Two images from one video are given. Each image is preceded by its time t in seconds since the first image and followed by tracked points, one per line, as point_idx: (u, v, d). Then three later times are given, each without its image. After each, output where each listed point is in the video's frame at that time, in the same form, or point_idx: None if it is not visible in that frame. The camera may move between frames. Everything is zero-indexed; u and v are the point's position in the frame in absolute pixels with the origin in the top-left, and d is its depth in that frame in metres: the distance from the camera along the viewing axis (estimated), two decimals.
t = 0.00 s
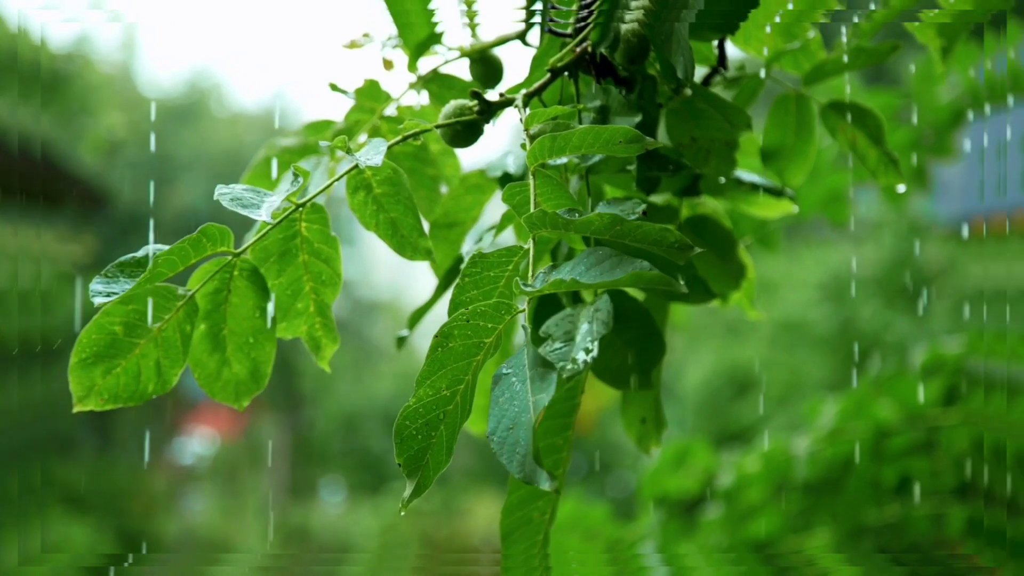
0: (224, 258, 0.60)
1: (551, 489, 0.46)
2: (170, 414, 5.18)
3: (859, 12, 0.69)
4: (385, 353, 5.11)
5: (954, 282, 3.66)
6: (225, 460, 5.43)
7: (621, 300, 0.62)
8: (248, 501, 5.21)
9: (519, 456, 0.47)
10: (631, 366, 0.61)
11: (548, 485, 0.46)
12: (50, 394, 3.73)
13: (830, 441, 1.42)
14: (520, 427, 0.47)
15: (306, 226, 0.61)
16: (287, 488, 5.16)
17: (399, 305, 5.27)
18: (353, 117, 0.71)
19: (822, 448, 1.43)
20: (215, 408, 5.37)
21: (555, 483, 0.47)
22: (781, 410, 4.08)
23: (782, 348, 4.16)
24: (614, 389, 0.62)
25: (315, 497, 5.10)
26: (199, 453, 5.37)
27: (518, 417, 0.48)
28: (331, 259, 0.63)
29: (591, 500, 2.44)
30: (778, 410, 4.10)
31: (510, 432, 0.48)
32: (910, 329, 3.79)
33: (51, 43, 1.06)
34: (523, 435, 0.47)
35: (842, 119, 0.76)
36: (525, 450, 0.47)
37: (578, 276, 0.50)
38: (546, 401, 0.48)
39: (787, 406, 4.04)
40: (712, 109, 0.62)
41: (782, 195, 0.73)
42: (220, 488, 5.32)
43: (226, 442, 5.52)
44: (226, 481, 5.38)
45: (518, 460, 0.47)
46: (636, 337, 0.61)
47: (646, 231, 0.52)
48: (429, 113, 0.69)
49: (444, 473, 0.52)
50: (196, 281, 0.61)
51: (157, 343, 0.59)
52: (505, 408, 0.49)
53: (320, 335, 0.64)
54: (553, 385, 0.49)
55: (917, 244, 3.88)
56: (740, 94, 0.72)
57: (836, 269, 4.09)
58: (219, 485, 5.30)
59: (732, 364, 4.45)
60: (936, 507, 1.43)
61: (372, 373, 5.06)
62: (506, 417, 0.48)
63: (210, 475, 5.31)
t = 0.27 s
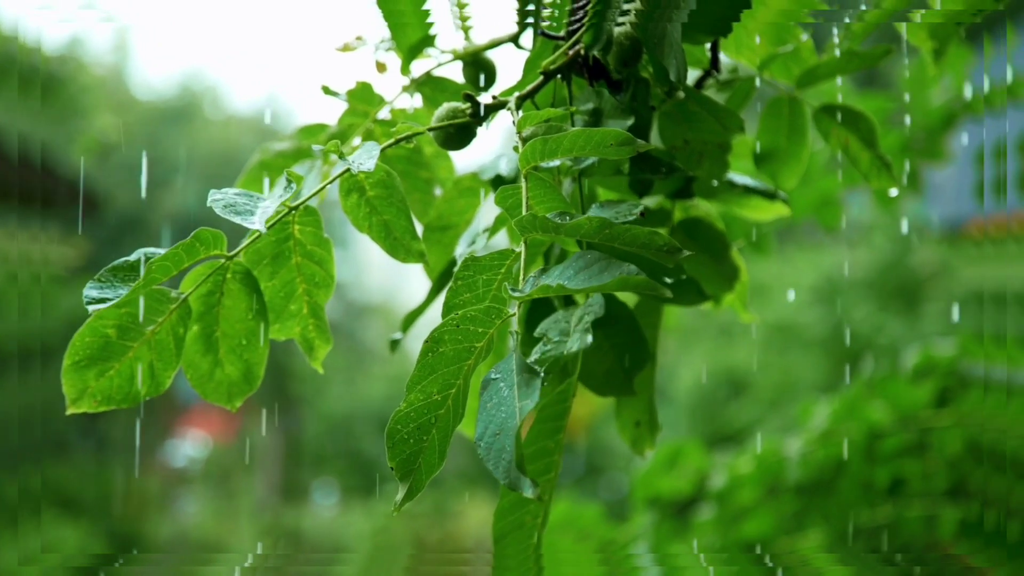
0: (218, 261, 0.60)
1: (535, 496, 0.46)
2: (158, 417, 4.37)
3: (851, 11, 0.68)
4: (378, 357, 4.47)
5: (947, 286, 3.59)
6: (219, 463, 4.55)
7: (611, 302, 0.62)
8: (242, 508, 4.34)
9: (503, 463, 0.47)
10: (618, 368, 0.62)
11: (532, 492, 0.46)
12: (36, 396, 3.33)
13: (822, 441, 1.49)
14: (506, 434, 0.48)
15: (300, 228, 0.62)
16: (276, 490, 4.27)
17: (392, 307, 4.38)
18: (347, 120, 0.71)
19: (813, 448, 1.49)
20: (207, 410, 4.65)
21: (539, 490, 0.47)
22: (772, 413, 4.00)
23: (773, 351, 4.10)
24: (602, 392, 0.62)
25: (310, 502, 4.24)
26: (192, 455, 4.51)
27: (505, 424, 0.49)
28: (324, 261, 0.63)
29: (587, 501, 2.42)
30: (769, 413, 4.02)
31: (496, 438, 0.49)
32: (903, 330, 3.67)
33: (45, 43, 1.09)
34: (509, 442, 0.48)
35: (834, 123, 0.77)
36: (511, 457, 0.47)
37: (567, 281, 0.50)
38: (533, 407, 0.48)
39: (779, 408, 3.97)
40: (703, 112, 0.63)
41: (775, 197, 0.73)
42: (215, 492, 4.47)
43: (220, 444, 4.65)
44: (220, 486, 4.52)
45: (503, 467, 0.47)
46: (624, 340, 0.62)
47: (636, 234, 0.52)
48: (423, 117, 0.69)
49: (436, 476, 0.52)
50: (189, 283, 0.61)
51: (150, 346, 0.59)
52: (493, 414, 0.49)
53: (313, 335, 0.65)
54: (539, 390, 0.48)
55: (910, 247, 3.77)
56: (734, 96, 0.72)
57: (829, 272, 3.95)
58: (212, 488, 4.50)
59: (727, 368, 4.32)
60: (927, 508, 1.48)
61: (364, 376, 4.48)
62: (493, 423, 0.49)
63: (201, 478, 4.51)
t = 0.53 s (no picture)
0: (208, 263, 0.60)
1: (528, 497, 0.46)
2: (153, 421, 4.47)
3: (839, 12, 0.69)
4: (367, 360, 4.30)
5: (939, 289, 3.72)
6: (209, 467, 4.71)
7: (604, 306, 0.62)
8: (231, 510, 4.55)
9: (496, 462, 0.47)
10: (614, 372, 0.62)
11: (524, 491, 0.46)
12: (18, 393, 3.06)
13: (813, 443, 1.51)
14: (498, 433, 0.47)
15: (290, 231, 0.62)
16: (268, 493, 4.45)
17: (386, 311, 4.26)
18: (339, 122, 0.73)
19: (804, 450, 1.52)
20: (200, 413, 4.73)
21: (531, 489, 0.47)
22: (764, 416, 4.01)
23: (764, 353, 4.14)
24: (597, 395, 0.62)
25: (301, 505, 4.36)
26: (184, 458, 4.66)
27: (497, 424, 0.48)
28: (315, 263, 0.63)
29: (578, 504, 2.43)
30: (761, 416, 4.03)
31: (488, 438, 0.48)
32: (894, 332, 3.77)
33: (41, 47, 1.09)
34: (502, 442, 0.47)
35: (825, 126, 0.77)
36: (503, 457, 0.47)
37: (560, 281, 0.50)
38: (524, 406, 0.48)
39: (770, 411, 3.99)
40: (695, 114, 0.63)
41: (766, 200, 0.74)
42: (204, 495, 4.65)
43: (211, 449, 4.78)
44: (211, 489, 4.71)
45: (496, 467, 0.47)
46: (616, 344, 0.62)
47: (628, 236, 0.52)
48: (414, 120, 0.70)
49: (425, 476, 0.52)
50: (179, 285, 0.61)
51: (140, 348, 0.60)
52: (484, 414, 0.49)
53: (304, 340, 0.64)
54: (531, 390, 0.48)
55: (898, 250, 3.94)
56: (724, 101, 0.72)
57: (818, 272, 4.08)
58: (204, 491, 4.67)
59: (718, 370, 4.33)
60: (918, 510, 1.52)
61: (356, 379, 4.38)
62: (485, 423, 0.48)
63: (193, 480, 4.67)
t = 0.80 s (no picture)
0: (200, 267, 0.61)
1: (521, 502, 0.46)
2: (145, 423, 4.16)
3: (830, 10, 0.70)
4: (360, 362, 4.49)
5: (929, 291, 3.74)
6: (200, 469, 4.46)
7: (595, 308, 0.62)
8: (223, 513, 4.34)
9: (489, 468, 0.47)
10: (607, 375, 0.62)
11: (516, 499, 0.46)
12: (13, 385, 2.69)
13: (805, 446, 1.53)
14: (492, 439, 0.48)
15: (282, 234, 0.62)
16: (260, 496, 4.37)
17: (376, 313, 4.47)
18: (330, 125, 0.73)
19: (797, 453, 1.53)
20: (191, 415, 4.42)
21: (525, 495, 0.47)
22: (754, 417, 4.09)
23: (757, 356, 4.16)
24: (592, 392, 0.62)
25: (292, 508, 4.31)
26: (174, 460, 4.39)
27: (490, 429, 0.48)
28: (307, 266, 0.63)
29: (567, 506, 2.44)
30: (754, 417, 4.09)
31: (482, 443, 0.48)
32: (884, 334, 3.85)
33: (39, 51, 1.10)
34: (495, 447, 0.48)
35: (816, 129, 0.77)
36: (496, 462, 0.47)
37: (552, 287, 0.50)
38: (517, 412, 0.48)
39: (762, 413, 4.04)
40: (686, 117, 0.63)
41: (759, 202, 0.74)
42: (194, 497, 4.40)
43: (202, 450, 4.50)
44: (202, 491, 4.45)
45: (489, 473, 0.47)
46: (609, 346, 0.62)
47: (621, 239, 0.52)
48: (405, 121, 0.70)
49: (419, 481, 0.52)
50: (172, 289, 0.62)
51: (133, 352, 0.60)
52: (478, 419, 0.49)
53: (296, 342, 0.66)
54: (523, 397, 0.49)
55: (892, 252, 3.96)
56: (716, 102, 0.73)
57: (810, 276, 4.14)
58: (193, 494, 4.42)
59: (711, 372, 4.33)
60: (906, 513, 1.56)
61: (348, 382, 4.48)
62: (479, 429, 0.49)
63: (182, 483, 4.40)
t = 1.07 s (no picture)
0: (190, 269, 0.61)
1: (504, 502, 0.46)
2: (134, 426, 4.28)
3: (822, 10, 0.70)
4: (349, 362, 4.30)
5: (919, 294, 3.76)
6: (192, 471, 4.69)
7: (587, 309, 0.62)
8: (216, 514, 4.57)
9: (473, 468, 0.47)
10: (598, 378, 0.61)
11: (499, 498, 0.46)
12: None
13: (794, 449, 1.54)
14: (476, 439, 0.47)
15: (273, 235, 0.62)
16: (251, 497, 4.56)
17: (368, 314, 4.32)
18: (321, 127, 0.74)
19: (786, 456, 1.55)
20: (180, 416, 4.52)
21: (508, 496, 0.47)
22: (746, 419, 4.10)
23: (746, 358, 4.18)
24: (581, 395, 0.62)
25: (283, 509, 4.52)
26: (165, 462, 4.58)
27: (476, 428, 0.48)
28: (298, 268, 0.63)
29: (559, 509, 2.46)
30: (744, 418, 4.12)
31: (467, 443, 0.48)
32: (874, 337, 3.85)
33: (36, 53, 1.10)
34: (479, 447, 0.47)
35: (807, 130, 0.77)
36: (480, 462, 0.47)
37: (539, 288, 0.50)
38: (502, 412, 0.48)
39: (753, 415, 4.07)
40: (677, 119, 0.63)
41: (751, 203, 0.74)
42: (186, 501, 4.62)
43: (194, 453, 4.72)
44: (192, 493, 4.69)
45: (474, 472, 0.47)
46: (603, 347, 0.61)
47: (608, 240, 0.52)
48: (396, 123, 0.71)
49: (409, 482, 0.51)
50: (163, 290, 0.61)
51: (124, 353, 0.60)
52: (464, 419, 0.49)
53: (287, 344, 0.65)
54: (509, 398, 0.49)
55: (882, 253, 3.97)
56: (707, 103, 0.73)
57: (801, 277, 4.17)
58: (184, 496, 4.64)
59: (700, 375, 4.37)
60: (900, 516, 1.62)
61: (338, 384, 4.52)
62: (465, 428, 0.48)
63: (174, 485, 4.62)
